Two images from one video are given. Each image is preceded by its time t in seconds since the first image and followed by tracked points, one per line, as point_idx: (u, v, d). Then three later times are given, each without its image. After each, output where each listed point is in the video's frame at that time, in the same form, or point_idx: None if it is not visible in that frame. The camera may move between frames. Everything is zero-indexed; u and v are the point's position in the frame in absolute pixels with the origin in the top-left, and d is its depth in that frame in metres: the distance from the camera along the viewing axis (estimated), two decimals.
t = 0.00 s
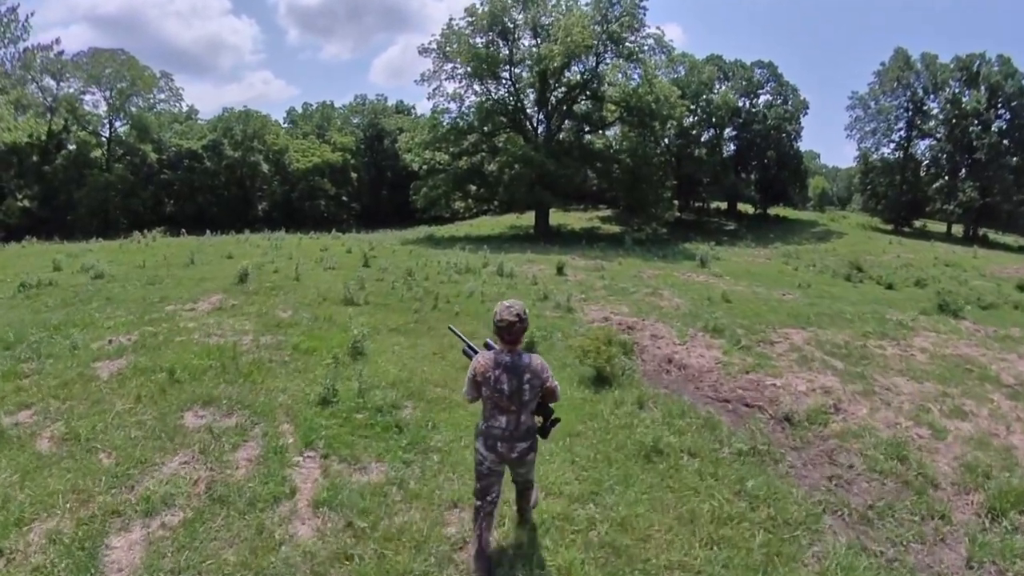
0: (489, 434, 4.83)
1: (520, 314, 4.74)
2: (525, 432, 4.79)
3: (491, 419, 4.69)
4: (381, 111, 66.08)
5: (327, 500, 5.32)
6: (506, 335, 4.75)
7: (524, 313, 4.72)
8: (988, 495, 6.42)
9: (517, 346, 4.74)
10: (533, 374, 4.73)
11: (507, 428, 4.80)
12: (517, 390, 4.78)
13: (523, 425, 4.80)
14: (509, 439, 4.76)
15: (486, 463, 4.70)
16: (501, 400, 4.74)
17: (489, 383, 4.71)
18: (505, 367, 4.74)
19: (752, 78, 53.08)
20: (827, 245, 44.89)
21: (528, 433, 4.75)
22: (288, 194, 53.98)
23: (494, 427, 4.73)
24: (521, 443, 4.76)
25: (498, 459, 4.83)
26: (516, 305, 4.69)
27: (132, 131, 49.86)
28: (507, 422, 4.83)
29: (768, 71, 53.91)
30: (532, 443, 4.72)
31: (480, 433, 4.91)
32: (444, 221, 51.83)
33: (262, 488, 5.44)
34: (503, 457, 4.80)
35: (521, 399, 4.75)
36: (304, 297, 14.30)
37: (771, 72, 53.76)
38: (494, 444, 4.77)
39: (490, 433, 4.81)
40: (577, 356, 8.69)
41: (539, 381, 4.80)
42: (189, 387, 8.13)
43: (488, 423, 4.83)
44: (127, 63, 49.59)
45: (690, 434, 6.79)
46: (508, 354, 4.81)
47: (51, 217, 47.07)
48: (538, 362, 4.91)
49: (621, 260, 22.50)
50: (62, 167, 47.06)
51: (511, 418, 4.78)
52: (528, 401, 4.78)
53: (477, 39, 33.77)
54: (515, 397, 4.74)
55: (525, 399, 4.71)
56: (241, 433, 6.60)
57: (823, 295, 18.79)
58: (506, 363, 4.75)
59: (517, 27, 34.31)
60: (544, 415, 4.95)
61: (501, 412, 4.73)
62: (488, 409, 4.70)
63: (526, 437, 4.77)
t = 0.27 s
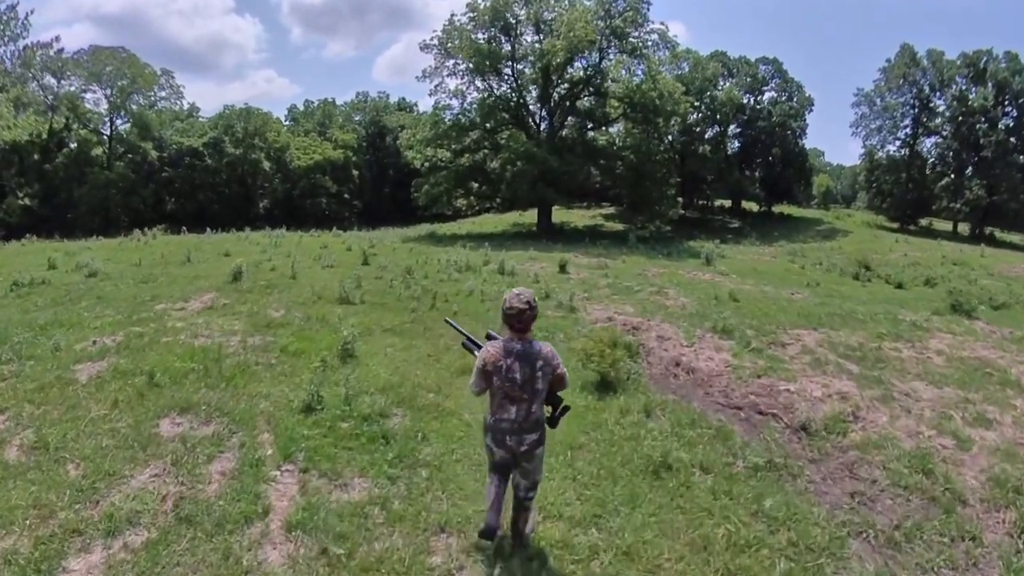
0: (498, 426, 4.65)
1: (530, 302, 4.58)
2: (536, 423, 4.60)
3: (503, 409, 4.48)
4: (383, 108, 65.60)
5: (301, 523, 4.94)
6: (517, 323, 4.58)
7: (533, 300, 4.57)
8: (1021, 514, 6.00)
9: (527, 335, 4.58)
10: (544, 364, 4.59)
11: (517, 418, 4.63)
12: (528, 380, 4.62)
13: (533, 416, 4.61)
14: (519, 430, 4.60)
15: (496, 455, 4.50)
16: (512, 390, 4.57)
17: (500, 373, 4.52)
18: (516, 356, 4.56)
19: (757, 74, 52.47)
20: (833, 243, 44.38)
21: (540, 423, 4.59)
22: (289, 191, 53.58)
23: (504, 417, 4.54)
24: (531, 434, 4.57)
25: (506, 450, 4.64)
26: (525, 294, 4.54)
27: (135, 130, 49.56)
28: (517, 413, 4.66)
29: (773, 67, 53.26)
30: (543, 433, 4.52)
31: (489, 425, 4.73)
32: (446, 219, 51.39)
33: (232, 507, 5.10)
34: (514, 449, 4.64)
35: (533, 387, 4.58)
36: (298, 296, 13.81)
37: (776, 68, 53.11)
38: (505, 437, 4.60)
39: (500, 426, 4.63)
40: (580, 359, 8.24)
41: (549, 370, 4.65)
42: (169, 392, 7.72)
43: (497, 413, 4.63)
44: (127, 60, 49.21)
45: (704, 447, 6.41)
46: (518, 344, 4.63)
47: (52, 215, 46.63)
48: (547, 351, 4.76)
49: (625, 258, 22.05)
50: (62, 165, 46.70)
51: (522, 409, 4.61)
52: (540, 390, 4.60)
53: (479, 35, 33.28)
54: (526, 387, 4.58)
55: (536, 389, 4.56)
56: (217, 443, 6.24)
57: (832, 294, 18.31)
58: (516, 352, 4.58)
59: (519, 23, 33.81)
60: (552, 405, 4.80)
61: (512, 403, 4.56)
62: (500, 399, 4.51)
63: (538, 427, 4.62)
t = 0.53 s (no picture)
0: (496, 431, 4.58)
1: (527, 305, 4.53)
2: (534, 428, 4.55)
3: (503, 414, 4.42)
4: (385, 105, 65.00)
5: (266, 560, 4.50)
6: (515, 327, 4.52)
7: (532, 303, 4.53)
8: None
9: (526, 339, 4.53)
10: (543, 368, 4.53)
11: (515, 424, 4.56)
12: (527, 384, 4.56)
13: (532, 422, 4.55)
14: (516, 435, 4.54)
15: (496, 462, 4.42)
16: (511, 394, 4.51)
17: (499, 378, 4.44)
18: (516, 360, 4.50)
19: (763, 70, 51.65)
20: (840, 241, 43.73)
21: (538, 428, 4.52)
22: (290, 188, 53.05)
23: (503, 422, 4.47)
24: (529, 440, 4.51)
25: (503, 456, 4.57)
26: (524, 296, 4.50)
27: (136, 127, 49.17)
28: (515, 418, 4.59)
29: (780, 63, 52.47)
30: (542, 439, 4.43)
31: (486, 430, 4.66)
32: (449, 216, 50.82)
33: (191, 538, 4.66)
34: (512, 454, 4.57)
35: (532, 392, 4.52)
36: (289, 297, 13.21)
37: (782, 64, 52.28)
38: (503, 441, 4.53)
39: (499, 430, 4.55)
40: (583, 367, 7.71)
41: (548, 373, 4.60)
42: (142, 401, 7.22)
43: (495, 418, 4.55)
44: (128, 57, 48.84)
45: (719, 468, 5.95)
46: (517, 347, 4.57)
47: (53, 213, 46.30)
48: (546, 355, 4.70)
49: (630, 257, 21.49)
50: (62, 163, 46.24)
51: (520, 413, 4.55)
52: (540, 394, 4.55)
53: (481, 30, 32.70)
54: (526, 392, 4.52)
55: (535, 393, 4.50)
56: (186, 460, 5.78)
57: (845, 294, 17.71)
58: (515, 356, 4.52)
59: (522, 18, 33.23)
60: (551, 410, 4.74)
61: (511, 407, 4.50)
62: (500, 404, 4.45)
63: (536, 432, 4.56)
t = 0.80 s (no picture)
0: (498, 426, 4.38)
1: (529, 295, 4.33)
2: (536, 423, 4.34)
3: (499, 408, 4.23)
4: (387, 101, 64.41)
5: None
6: (515, 318, 4.32)
7: (532, 294, 4.29)
8: None
9: (528, 328, 4.31)
10: (544, 360, 4.30)
11: (517, 418, 4.34)
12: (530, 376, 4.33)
13: (533, 415, 4.34)
14: (519, 431, 4.32)
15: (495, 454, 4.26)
16: (511, 387, 4.30)
17: (496, 371, 4.26)
18: (514, 352, 4.30)
19: (769, 65, 50.68)
20: (847, 240, 43.13)
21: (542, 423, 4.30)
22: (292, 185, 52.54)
23: (501, 416, 4.29)
24: (529, 434, 4.31)
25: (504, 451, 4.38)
26: (524, 286, 4.27)
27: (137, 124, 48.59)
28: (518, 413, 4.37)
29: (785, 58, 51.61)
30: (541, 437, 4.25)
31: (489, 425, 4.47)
32: (451, 214, 50.29)
33: None
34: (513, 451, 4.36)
35: (533, 386, 4.31)
36: (281, 296, 12.60)
37: (788, 60, 51.36)
38: (503, 437, 4.33)
39: (500, 424, 4.35)
40: (589, 375, 7.21)
41: (551, 366, 4.35)
42: (114, 411, 6.74)
43: (496, 412, 4.39)
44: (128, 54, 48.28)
45: (739, 489, 5.50)
46: (518, 339, 4.37)
47: (54, 211, 45.85)
48: (552, 346, 4.46)
49: (635, 254, 20.97)
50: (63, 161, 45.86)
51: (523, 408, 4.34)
52: (541, 388, 4.33)
53: (483, 24, 32.09)
54: (527, 383, 4.30)
55: (536, 386, 4.28)
56: (152, 479, 5.33)
57: (857, 295, 17.15)
58: (515, 347, 4.31)
59: (525, 13, 32.68)
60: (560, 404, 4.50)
61: (511, 400, 4.29)
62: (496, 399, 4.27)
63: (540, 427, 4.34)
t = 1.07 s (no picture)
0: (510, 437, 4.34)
1: (544, 306, 4.33)
2: (548, 434, 4.30)
3: (513, 418, 4.18)
4: (389, 98, 63.97)
5: None
6: (530, 328, 4.32)
7: (549, 305, 4.32)
8: None
9: (542, 340, 4.31)
10: (558, 371, 4.29)
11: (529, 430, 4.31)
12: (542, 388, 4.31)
13: (546, 425, 4.31)
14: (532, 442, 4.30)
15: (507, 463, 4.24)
16: (524, 398, 4.27)
17: (510, 380, 4.23)
18: (529, 362, 4.29)
19: (774, 62, 50.01)
20: (854, 238, 42.65)
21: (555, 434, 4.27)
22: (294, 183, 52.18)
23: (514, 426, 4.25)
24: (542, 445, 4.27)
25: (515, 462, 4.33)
26: (540, 296, 4.32)
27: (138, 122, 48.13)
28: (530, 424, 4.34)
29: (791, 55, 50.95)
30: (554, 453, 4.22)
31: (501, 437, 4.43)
32: (454, 211, 49.87)
33: None
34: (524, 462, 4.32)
35: (546, 397, 4.28)
36: (277, 297, 12.22)
37: (793, 57, 50.77)
38: (515, 447, 4.30)
39: (512, 434, 4.31)
40: (598, 386, 6.82)
41: (565, 378, 4.34)
42: (91, 425, 6.35)
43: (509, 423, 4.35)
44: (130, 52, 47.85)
45: (762, 516, 5.13)
46: (532, 350, 4.36)
47: (54, 209, 45.41)
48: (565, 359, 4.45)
49: (641, 253, 20.55)
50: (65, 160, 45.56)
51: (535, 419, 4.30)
52: (554, 399, 4.30)
53: (485, 21, 31.63)
54: (540, 394, 4.27)
55: (549, 397, 4.26)
56: (124, 503, 4.96)
57: (868, 295, 16.72)
58: (529, 358, 4.30)
59: (528, 9, 32.24)
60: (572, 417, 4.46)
61: (524, 411, 4.26)
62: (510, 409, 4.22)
63: (552, 438, 4.31)
